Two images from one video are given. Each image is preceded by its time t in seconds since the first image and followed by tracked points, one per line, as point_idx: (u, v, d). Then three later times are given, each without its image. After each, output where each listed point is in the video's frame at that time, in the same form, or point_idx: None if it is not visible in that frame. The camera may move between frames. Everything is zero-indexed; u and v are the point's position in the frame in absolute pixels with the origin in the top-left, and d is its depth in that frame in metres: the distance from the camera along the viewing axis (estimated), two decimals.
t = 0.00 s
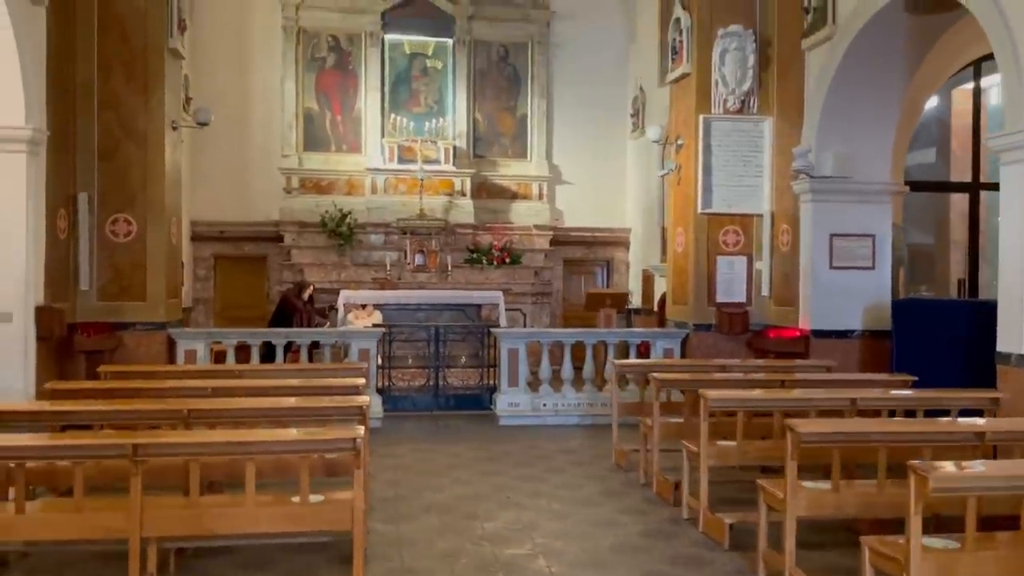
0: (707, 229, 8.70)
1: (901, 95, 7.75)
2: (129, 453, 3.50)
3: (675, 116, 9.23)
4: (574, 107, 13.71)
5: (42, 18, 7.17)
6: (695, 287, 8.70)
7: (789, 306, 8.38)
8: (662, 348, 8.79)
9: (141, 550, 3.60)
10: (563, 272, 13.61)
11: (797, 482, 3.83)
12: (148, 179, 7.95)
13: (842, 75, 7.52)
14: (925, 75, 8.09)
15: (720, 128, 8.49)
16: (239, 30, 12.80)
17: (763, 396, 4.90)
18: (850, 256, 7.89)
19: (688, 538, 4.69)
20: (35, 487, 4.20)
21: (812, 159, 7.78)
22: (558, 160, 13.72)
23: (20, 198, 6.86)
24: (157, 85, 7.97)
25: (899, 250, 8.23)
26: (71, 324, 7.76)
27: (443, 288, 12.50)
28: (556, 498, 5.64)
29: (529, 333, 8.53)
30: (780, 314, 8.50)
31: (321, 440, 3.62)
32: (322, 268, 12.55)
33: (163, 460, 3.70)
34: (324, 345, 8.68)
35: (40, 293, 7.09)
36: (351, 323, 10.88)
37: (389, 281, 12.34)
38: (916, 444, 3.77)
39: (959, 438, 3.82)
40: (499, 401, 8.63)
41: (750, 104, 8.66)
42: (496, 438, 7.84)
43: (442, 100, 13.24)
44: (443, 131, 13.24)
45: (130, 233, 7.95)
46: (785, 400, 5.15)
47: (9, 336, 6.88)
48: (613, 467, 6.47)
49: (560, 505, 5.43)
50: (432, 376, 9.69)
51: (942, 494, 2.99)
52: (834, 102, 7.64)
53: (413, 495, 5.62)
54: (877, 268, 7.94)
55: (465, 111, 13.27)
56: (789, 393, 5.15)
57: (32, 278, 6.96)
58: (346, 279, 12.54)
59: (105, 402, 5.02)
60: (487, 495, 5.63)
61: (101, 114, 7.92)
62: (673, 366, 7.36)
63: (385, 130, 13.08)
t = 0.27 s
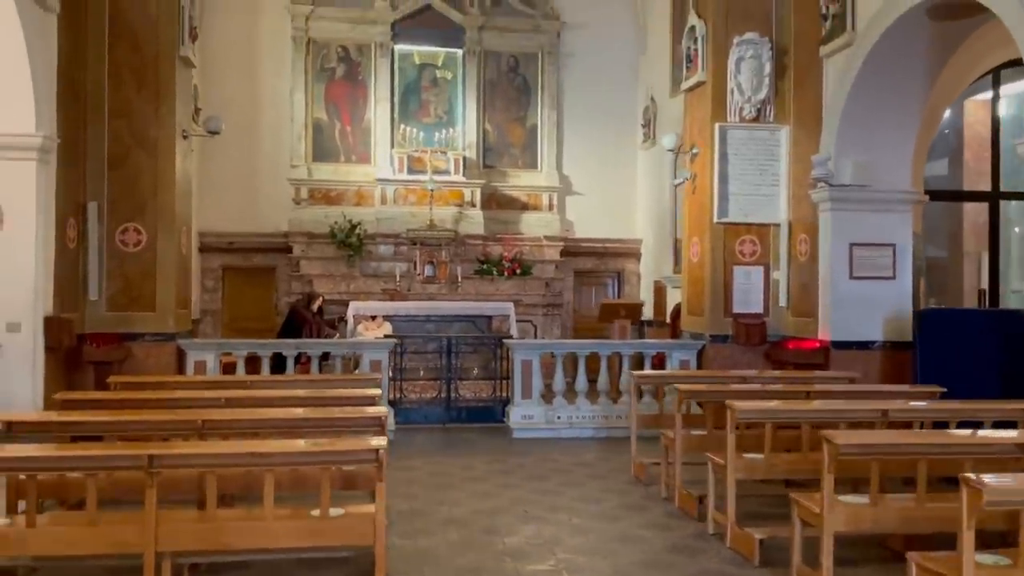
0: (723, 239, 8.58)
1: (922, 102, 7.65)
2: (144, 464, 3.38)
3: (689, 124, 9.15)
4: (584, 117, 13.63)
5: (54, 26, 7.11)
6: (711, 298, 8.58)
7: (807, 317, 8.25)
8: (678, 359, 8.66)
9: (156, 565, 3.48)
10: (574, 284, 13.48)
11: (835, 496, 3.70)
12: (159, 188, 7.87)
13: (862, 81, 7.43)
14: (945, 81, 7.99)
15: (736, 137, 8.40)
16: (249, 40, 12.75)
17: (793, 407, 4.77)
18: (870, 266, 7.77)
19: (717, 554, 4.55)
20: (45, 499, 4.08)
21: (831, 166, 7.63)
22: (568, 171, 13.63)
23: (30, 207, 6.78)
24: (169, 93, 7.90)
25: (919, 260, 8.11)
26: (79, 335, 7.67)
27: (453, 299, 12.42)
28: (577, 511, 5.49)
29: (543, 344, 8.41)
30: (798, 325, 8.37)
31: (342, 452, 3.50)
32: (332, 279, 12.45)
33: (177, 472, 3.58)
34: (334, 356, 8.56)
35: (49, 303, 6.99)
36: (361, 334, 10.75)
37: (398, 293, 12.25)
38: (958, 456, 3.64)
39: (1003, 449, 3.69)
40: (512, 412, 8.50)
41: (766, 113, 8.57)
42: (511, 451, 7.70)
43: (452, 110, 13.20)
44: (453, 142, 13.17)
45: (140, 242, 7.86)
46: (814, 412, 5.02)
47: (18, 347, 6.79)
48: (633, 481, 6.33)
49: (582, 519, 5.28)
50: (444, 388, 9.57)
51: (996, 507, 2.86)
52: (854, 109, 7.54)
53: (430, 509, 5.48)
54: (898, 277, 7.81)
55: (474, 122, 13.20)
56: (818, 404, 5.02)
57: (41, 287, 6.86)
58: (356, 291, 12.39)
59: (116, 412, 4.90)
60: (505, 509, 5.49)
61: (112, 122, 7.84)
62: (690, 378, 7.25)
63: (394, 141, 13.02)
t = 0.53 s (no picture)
0: (739, 249, 8.46)
1: (943, 109, 7.55)
2: (157, 479, 3.27)
3: (703, 132, 9.06)
4: (595, 126, 13.54)
5: (65, 34, 7.05)
6: (727, 308, 8.46)
7: (826, 328, 8.11)
8: (694, 371, 8.52)
9: None
10: (585, 295, 13.35)
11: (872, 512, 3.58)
12: (168, 197, 7.78)
13: (881, 88, 7.33)
14: (967, 88, 7.88)
15: (752, 145, 8.29)
16: (259, 50, 12.70)
17: (821, 420, 4.64)
18: (890, 275, 7.65)
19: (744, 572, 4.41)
20: (53, 514, 3.97)
21: (851, 174, 7.54)
22: (579, 181, 13.52)
23: (39, 216, 6.69)
24: (179, 102, 7.82)
25: (941, 270, 7.97)
26: (88, 346, 7.58)
27: (463, 309, 12.32)
28: (597, 527, 5.36)
29: (556, 355, 8.28)
30: (816, 336, 8.24)
31: (363, 467, 3.39)
32: (341, 289, 12.36)
33: (191, 487, 3.47)
34: (346, 367, 8.46)
35: (57, 313, 6.89)
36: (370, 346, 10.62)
37: (408, 303, 12.14)
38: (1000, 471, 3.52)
39: None
40: (525, 425, 8.37)
41: (783, 121, 8.47)
42: (525, 464, 7.57)
43: (462, 120, 13.12)
44: (463, 151, 13.08)
45: (149, 252, 7.77)
46: (842, 425, 4.89)
47: (26, 357, 6.69)
48: (652, 495, 6.19)
49: (602, 535, 5.15)
50: (456, 400, 9.47)
51: None
52: (873, 116, 7.44)
53: (446, 525, 5.35)
54: (919, 287, 7.68)
55: (484, 132, 13.12)
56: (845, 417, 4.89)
57: (49, 298, 6.77)
58: (365, 302, 12.36)
59: (126, 424, 4.80)
60: (523, 525, 5.37)
61: (122, 130, 7.77)
62: (708, 390, 7.12)
63: (404, 151, 12.94)
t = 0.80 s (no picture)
0: (755, 256, 8.29)
1: (963, 114, 7.45)
2: (172, 491, 3.18)
3: (717, 138, 8.98)
4: (606, 134, 13.46)
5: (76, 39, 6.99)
6: (744, 316, 8.31)
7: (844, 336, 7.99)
8: (710, 380, 8.35)
9: None
10: (595, 303, 13.23)
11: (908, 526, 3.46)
12: (178, 205, 7.71)
13: (900, 92, 7.25)
14: (988, 92, 7.76)
15: (767, 151, 8.26)
16: (269, 58, 12.67)
17: (848, 430, 4.53)
18: (910, 282, 7.54)
19: None
20: (63, 526, 3.87)
21: (870, 180, 7.47)
22: (590, 188, 13.43)
23: (51, 222, 6.62)
24: (190, 109, 7.76)
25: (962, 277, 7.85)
26: (97, 354, 7.52)
27: (473, 317, 12.22)
28: (616, 539, 5.24)
29: (570, 364, 8.16)
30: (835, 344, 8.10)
31: (384, 478, 3.30)
32: (350, 297, 12.27)
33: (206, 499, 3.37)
34: (357, 376, 8.35)
35: (68, 321, 6.81)
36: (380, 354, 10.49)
37: (419, 311, 12.03)
38: None
39: None
40: (538, 434, 8.23)
41: (799, 126, 8.37)
42: (539, 474, 7.45)
43: (472, 127, 13.05)
44: (473, 159, 13.01)
45: (159, 260, 7.70)
46: (869, 436, 4.77)
47: (35, 366, 6.62)
48: (670, 506, 6.07)
49: (622, 548, 5.03)
50: (468, 410, 9.37)
51: None
52: (891, 120, 7.37)
53: (462, 537, 5.23)
54: (939, 295, 7.56)
55: (494, 139, 13.04)
56: (872, 427, 4.77)
57: (60, 306, 6.70)
58: (374, 310, 12.23)
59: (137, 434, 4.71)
60: (540, 537, 5.25)
61: (133, 137, 7.71)
62: (726, 400, 6.99)
63: (414, 158, 12.87)
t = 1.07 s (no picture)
0: (773, 260, 8.23)
1: (986, 114, 7.35)
2: (189, 500, 3.09)
3: (733, 140, 8.87)
4: (618, 137, 13.36)
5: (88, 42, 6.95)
6: (761, 321, 8.22)
7: (864, 341, 7.87)
8: (727, 386, 8.29)
9: None
10: (608, 308, 13.11)
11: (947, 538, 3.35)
12: (191, 208, 7.65)
13: (922, 93, 7.14)
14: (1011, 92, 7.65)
15: (785, 154, 8.05)
16: (279, 61, 12.62)
17: (878, 438, 4.41)
18: (932, 287, 7.43)
19: None
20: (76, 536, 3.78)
21: (892, 183, 7.38)
22: (602, 192, 13.32)
23: (63, 226, 6.53)
24: (202, 112, 7.70)
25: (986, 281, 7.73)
26: (109, 359, 7.45)
27: (485, 322, 12.12)
28: (637, 549, 5.12)
29: (586, 370, 8.05)
30: (854, 350, 7.98)
31: (407, 487, 3.21)
32: (361, 303, 12.19)
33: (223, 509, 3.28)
34: (370, 381, 8.27)
35: (79, 326, 6.76)
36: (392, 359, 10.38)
37: (430, 317, 11.94)
38: None
39: None
40: (553, 441, 8.10)
41: (818, 128, 8.26)
42: (554, 481, 7.33)
43: (483, 131, 12.96)
44: (484, 163, 12.92)
45: (171, 264, 7.63)
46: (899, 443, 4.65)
47: (46, 372, 6.55)
48: (690, 515, 5.95)
49: (644, 558, 4.91)
50: (481, 416, 9.28)
51: None
52: (913, 121, 7.26)
53: (479, 546, 5.13)
54: (962, 299, 7.45)
55: (506, 143, 12.96)
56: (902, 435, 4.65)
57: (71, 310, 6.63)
58: (386, 315, 12.13)
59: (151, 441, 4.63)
60: (559, 547, 5.13)
61: (145, 140, 7.65)
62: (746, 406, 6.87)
63: (425, 163, 12.79)
